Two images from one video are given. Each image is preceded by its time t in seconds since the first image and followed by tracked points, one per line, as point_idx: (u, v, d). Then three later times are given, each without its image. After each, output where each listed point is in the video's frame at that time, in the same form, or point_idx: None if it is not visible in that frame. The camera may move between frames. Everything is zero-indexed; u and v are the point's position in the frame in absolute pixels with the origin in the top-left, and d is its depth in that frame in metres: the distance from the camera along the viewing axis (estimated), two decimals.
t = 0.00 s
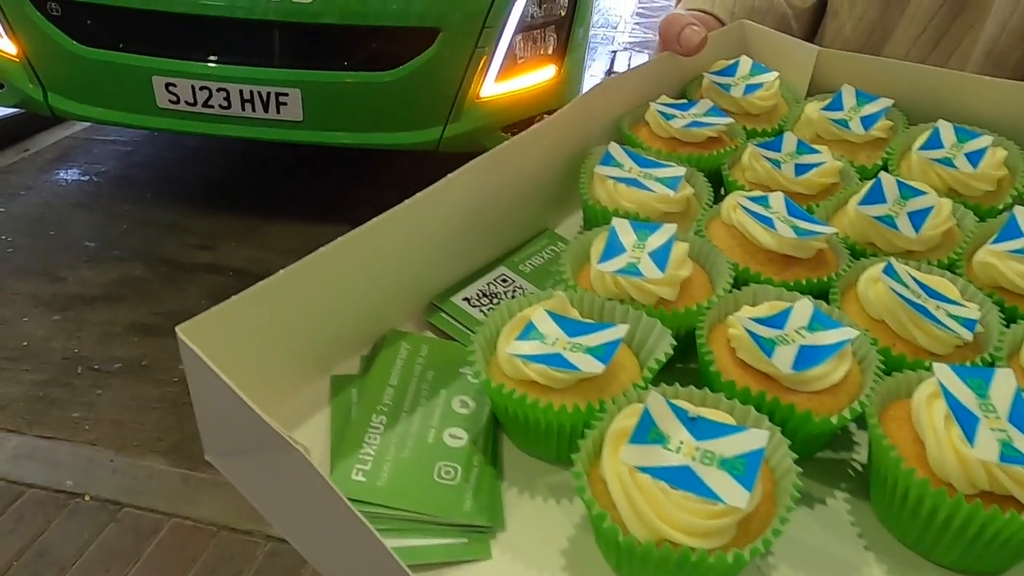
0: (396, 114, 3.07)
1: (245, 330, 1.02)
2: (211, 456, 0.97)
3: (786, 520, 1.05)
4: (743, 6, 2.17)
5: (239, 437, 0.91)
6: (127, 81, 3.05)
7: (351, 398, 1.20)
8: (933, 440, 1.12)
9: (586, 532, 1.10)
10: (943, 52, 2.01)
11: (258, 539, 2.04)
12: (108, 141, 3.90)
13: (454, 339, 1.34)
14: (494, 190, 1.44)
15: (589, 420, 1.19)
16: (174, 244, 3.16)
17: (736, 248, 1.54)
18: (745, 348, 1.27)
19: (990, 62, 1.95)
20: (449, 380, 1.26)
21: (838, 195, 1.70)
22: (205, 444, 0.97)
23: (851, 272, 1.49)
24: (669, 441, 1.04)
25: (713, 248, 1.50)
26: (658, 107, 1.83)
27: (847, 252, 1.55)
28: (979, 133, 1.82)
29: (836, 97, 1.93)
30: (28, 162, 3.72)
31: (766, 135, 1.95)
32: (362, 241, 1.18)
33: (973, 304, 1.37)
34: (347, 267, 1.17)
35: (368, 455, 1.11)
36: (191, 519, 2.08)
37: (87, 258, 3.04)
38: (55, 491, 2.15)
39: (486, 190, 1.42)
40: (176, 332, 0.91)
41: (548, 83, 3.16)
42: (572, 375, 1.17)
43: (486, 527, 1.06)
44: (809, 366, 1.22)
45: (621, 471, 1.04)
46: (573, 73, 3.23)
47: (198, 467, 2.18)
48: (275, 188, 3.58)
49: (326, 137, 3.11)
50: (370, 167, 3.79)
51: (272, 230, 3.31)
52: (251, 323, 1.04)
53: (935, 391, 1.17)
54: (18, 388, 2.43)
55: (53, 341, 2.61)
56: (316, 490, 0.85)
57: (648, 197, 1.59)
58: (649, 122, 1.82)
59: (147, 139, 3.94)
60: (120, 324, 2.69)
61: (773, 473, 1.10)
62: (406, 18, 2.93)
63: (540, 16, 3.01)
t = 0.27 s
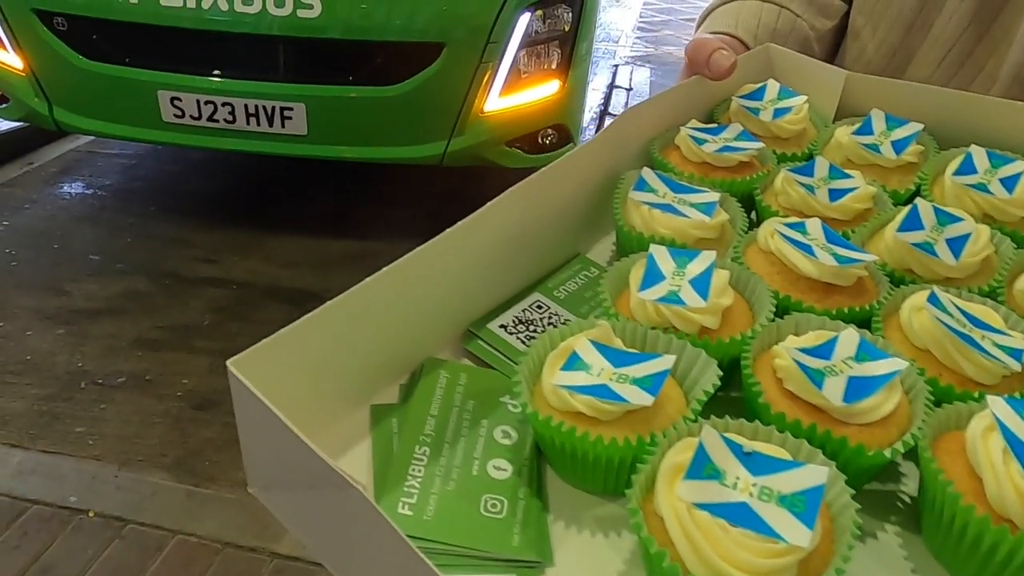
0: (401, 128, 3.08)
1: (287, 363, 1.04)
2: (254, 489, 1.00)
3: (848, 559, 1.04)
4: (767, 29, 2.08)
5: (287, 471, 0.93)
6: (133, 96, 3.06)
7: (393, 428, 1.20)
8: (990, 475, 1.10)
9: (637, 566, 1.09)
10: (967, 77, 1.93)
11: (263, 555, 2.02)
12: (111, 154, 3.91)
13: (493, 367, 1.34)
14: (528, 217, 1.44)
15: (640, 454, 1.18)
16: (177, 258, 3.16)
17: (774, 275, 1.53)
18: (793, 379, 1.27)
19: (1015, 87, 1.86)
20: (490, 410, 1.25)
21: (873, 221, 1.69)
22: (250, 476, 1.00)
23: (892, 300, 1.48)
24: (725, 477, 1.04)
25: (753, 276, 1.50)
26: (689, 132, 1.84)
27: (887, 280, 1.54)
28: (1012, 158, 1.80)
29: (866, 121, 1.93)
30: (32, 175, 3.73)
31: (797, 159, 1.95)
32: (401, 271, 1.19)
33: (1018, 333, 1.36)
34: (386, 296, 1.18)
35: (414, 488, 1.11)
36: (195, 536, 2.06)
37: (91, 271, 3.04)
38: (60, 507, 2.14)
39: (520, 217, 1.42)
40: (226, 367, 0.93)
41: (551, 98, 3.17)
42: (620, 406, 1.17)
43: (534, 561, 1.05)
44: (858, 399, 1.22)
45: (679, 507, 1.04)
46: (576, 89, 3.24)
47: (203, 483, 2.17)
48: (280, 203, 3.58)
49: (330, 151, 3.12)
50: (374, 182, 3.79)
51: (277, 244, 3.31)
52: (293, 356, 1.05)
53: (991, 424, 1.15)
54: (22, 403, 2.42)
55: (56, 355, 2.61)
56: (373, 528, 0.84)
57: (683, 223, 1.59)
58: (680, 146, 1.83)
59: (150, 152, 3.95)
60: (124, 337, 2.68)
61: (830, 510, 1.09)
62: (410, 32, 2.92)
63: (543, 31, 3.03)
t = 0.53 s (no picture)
0: (406, 141, 3.09)
1: (339, 390, 1.00)
2: (303, 517, 1.00)
3: None
4: (792, 48, 2.04)
5: (342, 503, 0.91)
6: (138, 108, 3.06)
7: (439, 455, 1.15)
8: None
9: None
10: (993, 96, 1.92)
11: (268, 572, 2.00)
12: (116, 166, 3.92)
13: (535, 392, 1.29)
14: (570, 238, 1.40)
15: (699, 484, 1.16)
16: (180, 270, 3.15)
17: (820, 300, 1.51)
18: (847, 406, 1.24)
19: None
20: (536, 437, 1.20)
21: (912, 244, 1.67)
22: (297, 504, 1.00)
23: (940, 325, 1.46)
24: (790, 509, 1.01)
25: (798, 300, 1.47)
26: (723, 153, 1.82)
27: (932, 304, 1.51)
28: None
29: (899, 142, 1.89)
30: (35, 187, 3.73)
31: (830, 180, 1.93)
32: (451, 293, 1.15)
33: None
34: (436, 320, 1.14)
35: (465, 518, 1.05)
36: (199, 552, 2.04)
37: (94, 283, 3.04)
38: (63, 522, 2.12)
39: (563, 238, 1.38)
40: (283, 395, 0.90)
41: (556, 110, 3.19)
42: (674, 435, 1.15)
43: None
44: (918, 428, 1.19)
45: (744, 541, 1.01)
46: (580, 101, 3.27)
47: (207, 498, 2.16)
48: (284, 216, 3.58)
49: (334, 164, 3.12)
50: (377, 196, 3.80)
51: (281, 257, 3.31)
52: (345, 382, 1.01)
53: None
54: (24, 416, 2.41)
55: (59, 368, 2.59)
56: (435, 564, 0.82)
57: (723, 245, 1.58)
58: (715, 167, 1.82)
59: (154, 164, 3.96)
60: (127, 350, 2.67)
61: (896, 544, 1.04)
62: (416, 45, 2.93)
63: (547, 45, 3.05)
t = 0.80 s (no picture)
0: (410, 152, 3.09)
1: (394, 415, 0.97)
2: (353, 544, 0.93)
3: None
4: (818, 64, 1.98)
5: (394, 532, 0.86)
6: (143, 119, 3.07)
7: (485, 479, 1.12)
8: None
9: None
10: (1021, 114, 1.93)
11: None
12: (118, 177, 3.96)
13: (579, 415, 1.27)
14: (613, 258, 1.38)
15: (759, 511, 1.13)
16: (183, 281, 3.15)
17: (866, 320, 1.50)
18: (904, 431, 1.22)
19: None
20: (583, 460, 1.18)
21: (953, 263, 1.66)
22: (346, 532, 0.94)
23: (989, 345, 1.44)
24: (857, 538, 0.98)
25: (845, 321, 1.46)
26: (759, 170, 1.80)
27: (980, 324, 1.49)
28: None
29: (934, 160, 1.89)
30: (37, 198, 3.75)
31: (865, 198, 1.92)
32: (502, 312, 1.12)
33: None
34: (485, 343, 1.11)
35: (516, 544, 1.03)
36: (203, 565, 2.02)
37: (96, 294, 3.03)
38: (65, 535, 2.09)
39: (605, 258, 1.36)
40: (341, 422, 0.85)
41: (559, 122, 3.18)
42: (730, 461, 1.12)
43: None
44: (980, 453, 1.16)
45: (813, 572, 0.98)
46: (584, 112, 3.26)
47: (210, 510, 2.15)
48: (287, 228, 3.60)
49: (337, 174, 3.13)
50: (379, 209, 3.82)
51: (284, 267, 3.31)
52: (400, 407, 0.98)
53: None
54: (26, 427, 2.39)
55: (61, 379, 2.58)
56: None
57: (766, 265, 1.56)
58: (750, 185, 1.80)
59: (156, 176, 3.99)
60: (129, 360, 2.67)
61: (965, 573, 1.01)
62: (421, 57, 2.93)
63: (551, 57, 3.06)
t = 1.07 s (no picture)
0: (417, 165, 3.09)
1: (456, 449, 0.86)
2: None
3: None
4: (846, 86, 1.92)
5: None
6: (149, 131, 3.07)
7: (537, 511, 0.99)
8: None
9: None
10: None
11: None
12: (123, 190, 4.07)
13: (625, 445, 1.14)
14: (663, 275, 1.28)
15: (815, 549, 1.01)
16: (189, 293, 3.16)
17: (913, 350, 1.38)
18: (960, 464, 1.11)
19: None
20: (633, 492, 1.04)
21: (997, 289, 1.55)
22: None
23: None
24: None
25: (893, 351, 1.34)
26: (794, 193, 1.71)
27: None
28: None
29: (970, 181, 1.78)
30: (44, 211, 3.82)
31: (901, 223, 1.80)
32: (563, 335, 1.02)
33: None
34: (546, 367, 1.00)
35: None
36: None
37: (102, 307, 3.02)
38: (70, 551, 2.03)
39: (657, 277, 1.26)
40: (403, 459, 0.75)
41: (564, 136, 3.20)
42: (786, 496, 1.00)
43: None
44: None
45: None
46: (589, 125, 3.27)
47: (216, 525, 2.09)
48: (290, 238, 3.69)
49: (342, 188, 3.12)
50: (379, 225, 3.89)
51: (289, 280, 3.32)
52: (461, 438, 0.87)
53: None
54: (31, 441, 2.34)
55: (67, 393, 2.54)
56: None
57: (808, 293, 1.46)
58: (786, 212, 1.69)
59: (161, 189, 4.11)
60: (135, 374, 2.64)
61: None
62: (427, 71, 2.94)
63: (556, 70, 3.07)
